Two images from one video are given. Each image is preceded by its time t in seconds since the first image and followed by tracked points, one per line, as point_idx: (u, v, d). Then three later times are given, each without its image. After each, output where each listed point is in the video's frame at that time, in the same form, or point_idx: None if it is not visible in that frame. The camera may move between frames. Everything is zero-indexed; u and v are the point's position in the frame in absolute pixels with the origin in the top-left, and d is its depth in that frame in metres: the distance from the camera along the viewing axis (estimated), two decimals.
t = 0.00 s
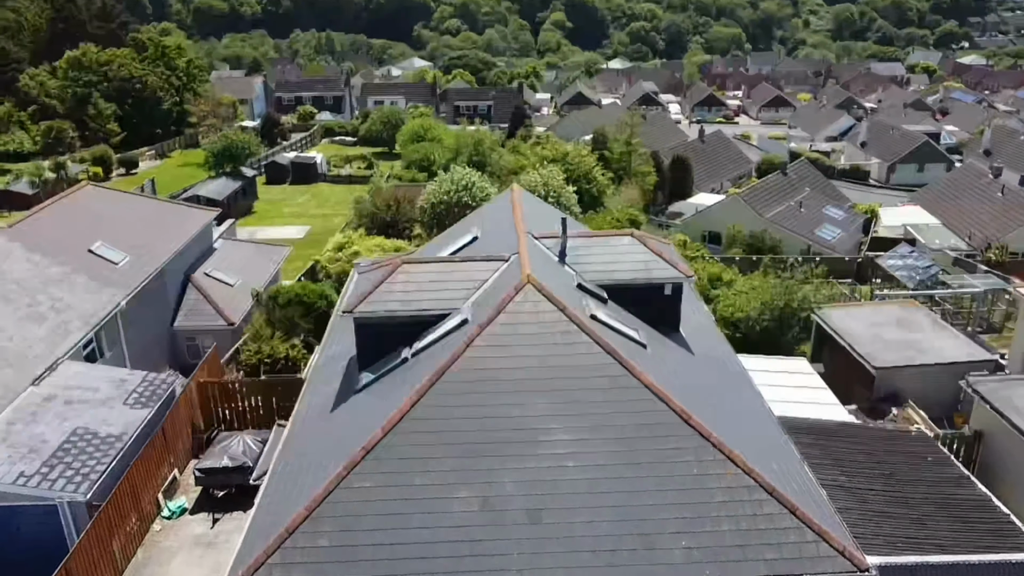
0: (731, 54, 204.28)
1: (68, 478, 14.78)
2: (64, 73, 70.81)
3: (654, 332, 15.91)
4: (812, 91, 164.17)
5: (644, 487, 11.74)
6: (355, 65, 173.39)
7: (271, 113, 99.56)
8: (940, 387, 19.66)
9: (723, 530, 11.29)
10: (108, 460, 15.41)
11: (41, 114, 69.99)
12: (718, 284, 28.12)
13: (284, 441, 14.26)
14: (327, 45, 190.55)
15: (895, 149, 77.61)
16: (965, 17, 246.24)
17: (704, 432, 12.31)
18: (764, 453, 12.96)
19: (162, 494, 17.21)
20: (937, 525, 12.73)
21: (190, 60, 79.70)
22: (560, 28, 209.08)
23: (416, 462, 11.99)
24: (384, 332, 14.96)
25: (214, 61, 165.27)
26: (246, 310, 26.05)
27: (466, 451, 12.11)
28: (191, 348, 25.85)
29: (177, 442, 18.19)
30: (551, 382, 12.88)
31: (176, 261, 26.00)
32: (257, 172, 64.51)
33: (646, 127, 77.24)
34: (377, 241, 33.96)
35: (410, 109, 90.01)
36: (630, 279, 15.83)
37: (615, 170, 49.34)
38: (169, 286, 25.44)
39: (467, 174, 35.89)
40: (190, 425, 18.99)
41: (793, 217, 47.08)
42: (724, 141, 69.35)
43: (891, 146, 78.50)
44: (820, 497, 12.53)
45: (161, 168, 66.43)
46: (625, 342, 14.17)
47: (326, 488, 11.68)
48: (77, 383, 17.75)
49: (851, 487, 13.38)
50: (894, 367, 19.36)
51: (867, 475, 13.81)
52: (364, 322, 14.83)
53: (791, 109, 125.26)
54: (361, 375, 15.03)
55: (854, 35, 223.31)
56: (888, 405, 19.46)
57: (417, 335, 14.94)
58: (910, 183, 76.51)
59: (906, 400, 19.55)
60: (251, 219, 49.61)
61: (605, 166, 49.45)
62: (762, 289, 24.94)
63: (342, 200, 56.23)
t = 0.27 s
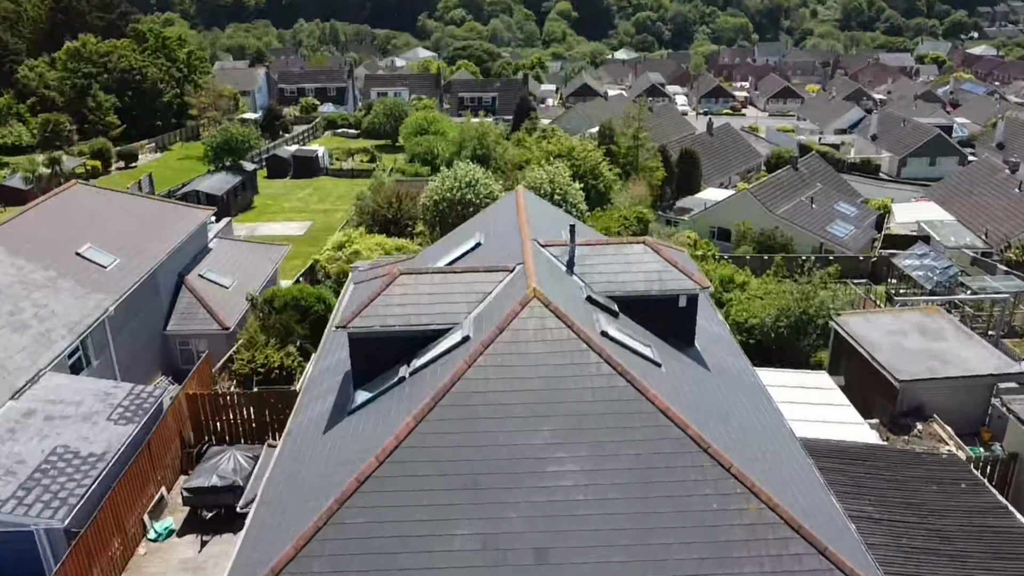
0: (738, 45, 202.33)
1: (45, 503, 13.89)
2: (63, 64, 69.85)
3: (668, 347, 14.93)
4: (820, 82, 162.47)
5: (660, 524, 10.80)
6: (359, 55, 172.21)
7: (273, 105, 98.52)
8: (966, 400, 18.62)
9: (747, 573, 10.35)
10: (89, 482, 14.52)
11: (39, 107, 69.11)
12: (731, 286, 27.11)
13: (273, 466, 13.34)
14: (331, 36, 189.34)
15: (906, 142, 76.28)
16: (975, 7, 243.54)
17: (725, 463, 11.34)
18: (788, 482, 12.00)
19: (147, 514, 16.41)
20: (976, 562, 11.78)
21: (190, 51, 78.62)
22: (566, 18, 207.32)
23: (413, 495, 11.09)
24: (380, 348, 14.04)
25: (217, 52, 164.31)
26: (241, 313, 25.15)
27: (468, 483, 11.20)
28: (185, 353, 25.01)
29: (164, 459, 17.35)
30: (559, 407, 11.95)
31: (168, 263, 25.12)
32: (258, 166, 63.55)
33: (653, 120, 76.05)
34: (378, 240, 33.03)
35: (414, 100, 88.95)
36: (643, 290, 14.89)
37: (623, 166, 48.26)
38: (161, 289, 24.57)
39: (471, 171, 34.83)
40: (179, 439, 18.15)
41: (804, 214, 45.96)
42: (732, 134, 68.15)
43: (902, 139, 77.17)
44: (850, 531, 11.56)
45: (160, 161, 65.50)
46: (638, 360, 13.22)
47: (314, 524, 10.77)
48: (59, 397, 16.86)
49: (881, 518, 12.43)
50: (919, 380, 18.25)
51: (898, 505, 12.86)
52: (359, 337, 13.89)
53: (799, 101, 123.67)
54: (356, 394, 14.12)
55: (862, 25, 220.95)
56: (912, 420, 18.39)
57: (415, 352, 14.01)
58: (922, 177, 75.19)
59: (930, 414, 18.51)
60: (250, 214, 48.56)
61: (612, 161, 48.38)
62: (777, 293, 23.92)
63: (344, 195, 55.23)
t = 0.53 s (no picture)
0: (739, 40, 201.29)
1: (16, 533, 13.01)
2: (57, 61, 68.94)
3: (678, 367, 14.09)
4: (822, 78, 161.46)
5: (673, 567, 9.92)
6: (358, 51, 171.25)
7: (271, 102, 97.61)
8: (987, 417, 17.85)
9: None
10: (63, 510, 13.66)
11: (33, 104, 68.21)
12: (737, 292, 26.26)
13: (257, 496, 12.51)
14: (331, 31, 188.49)
15: (911, 139, 75.39)
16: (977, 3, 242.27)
17: (742, 500, 10.48)
18: (808, 518, 11.13)
19: (127, 541, 15.59)
20: None
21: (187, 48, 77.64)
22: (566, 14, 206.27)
23: (405, 536, 10.24)
24: (371, 370, 13.19)
25: (216, 48, 163.51)
26: (232, 321, 24.29)
27: (463, 522, 10.36)
28: (173, 363, 24.20)
29: (146, 481, 16.53)
30: (562, 437, 11.11)
31: (156, 269, 24.29)
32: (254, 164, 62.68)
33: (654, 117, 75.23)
34: (374, 242, 32.18)
35: (413, 97, 88.09)
36: (651, 307, 14.06)
37: (625, 165, 47.34)
38: (149, 297, 23.75)
39: (470, 171, 33.90)
40: (162, 459, 17.33)
41: (810, 214, 45.08)
42: (735, 132, 67.30)
43: (907, 136, 76.29)
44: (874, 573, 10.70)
45: (155, 160, 64.59)
46: (646, 384, 12.36)
47: (296, 568, 9.90)
48: (35, 417, 16.00)
49: (907, 556, 11.59)
50: (940, 397, 17.45)
51: (925, 540, 12.02)
52: (349, 359, 13.04)
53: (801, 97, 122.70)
54: (345, 418, 13.26)
55: (864, 21, 219.80)
56: (931, 438, 17.60)
57: (409, 374, 13.17)
58: (926, 175, 74.33)
59: (950, 432, 17.72)
60: (245, 215, 47.66)
61: (614, 160, 47.50)
62: (787, 300, 23.03)
63: (342, 194, 54.35)
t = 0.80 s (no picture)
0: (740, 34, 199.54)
1: None
2: (48, 55, 67.63)
3: (692, 398, 12.98)
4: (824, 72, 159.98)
5: None
6: (357, 44, 169.69)
7: (267, 96, 96.28)
8: (1018, 444, 16.76)
9: None
10: (24, 552, 12.46)
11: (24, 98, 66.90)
12: (748, 301, 25.14)
13: (232, 541, 11.40)
14: (329, 24, 186.88)
15: (918, 135, 74.15)
16: None
17: (768, 559, 9.34)
18: None
19: None
20: None
21: (181, 41, 76.31)
22: (566, 6, 204.54)
23: None
24: (358, 402, 12.08)
25: (213, 41, 161.96)
26: (218, 333, 23.19)
27: None
28: (156, 376, 23.10)
29: (119, 513, 15.43)
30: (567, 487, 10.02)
31: (139, 278, 23.18)
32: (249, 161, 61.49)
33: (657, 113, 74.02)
34: (369, 246, 31.07)
35: (411, 92, 86.80)
36: (662, 332, 12.95)
37: (628, 164, 46.18)
38: (130, 308, 22.63)
39: (468, 172, 32.71)
40: (138, 488, 16.25)
41: (817, 214, 43.98)
42: (740, 128, 66.10)
43: (913, 132, 75.04)
44: None
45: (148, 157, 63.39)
46: (659, 423, 11.23)
47: None
48: None
49: None
50: (967, 422, 16.39)
51: None
52: (334, 391, 11.96)
53: (804, 92, 121.38)
54: (329, 456, 12.16)
55: (866, 14, 218.41)
56: (957, 466, 16.53)
57: (399, 408, 12.07)
58: (933, 172, 73.18)
59: (977, 459, 16.65)
60: (238, 215, 46.53)
61: (617, 159, 46.35)
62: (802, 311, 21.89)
63: (338, 192, 53.19)
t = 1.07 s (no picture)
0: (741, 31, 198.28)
1: None
2: (40, 53, 66.51)
3: (705, 435, 11.98)
4: (826, 70, 158.83)
5: None
6: (355, 41, 168.40)
7: (264, 94, 95.16)
8: None
9: None
10: None
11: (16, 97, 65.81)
12: (757, 314, 24.12)
13: None
14: (328, 20, 185.60)
15: (923, 135, 73.13)
16: None
17: None
18: None
19: None
20: None
21: (176, 39, 75.14)
22: (566, 3, 203.25)
23: None
24: (344, 443, 11.07)
25: (211, 38, 160.74)
26: (204, 348, 22.17)
27: None
28: (139, 394, 22.11)
29: (90, 551, 14.40)
30: (572, 547, 9.00)
31: (121, 291, 22.17)
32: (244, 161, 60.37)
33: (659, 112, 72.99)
34: (363, 253, 30.04)
35: (409, 91, 85.69)
36: (674, 363, 11.93)
37: (630, 167, 45.15)
38: (112, 322, 21.62)
39: (467, 176, 31.70)
40: (111, 522, 15.24)
41: (823, 219, 42.97)
42: (743, 128, 65.05)
43: (919, 132, 74.01)
44: None
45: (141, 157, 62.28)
46: (672, 468, 10.21)
47: None
48: None
49: None
50: (996, 453, 15.39)
51: None
52: (317, 431, 10.94)
53: (807, 90, 120.24)
54: (312, 501, 11.15)
55: (868, 12, 217.12)
56: (984, 498, 15.54)
57: (388, 448, 11.05)
58: (938, 173, 72.14)
59: (1006, 491, 15.65)
60: (231, 217, 45.41)
61: (619, 161, 45.31)
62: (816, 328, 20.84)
63: (334, 194, 52.09)
